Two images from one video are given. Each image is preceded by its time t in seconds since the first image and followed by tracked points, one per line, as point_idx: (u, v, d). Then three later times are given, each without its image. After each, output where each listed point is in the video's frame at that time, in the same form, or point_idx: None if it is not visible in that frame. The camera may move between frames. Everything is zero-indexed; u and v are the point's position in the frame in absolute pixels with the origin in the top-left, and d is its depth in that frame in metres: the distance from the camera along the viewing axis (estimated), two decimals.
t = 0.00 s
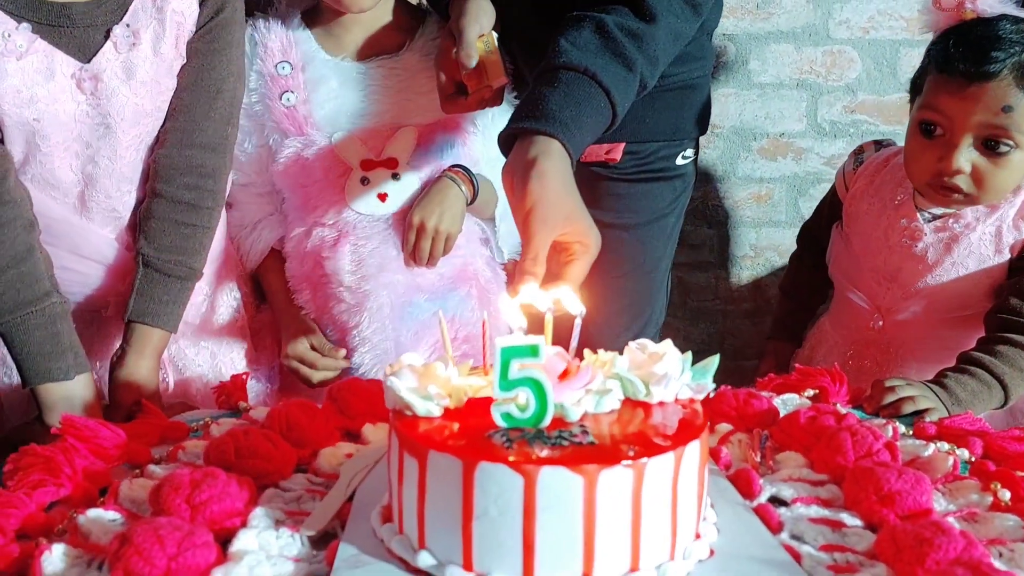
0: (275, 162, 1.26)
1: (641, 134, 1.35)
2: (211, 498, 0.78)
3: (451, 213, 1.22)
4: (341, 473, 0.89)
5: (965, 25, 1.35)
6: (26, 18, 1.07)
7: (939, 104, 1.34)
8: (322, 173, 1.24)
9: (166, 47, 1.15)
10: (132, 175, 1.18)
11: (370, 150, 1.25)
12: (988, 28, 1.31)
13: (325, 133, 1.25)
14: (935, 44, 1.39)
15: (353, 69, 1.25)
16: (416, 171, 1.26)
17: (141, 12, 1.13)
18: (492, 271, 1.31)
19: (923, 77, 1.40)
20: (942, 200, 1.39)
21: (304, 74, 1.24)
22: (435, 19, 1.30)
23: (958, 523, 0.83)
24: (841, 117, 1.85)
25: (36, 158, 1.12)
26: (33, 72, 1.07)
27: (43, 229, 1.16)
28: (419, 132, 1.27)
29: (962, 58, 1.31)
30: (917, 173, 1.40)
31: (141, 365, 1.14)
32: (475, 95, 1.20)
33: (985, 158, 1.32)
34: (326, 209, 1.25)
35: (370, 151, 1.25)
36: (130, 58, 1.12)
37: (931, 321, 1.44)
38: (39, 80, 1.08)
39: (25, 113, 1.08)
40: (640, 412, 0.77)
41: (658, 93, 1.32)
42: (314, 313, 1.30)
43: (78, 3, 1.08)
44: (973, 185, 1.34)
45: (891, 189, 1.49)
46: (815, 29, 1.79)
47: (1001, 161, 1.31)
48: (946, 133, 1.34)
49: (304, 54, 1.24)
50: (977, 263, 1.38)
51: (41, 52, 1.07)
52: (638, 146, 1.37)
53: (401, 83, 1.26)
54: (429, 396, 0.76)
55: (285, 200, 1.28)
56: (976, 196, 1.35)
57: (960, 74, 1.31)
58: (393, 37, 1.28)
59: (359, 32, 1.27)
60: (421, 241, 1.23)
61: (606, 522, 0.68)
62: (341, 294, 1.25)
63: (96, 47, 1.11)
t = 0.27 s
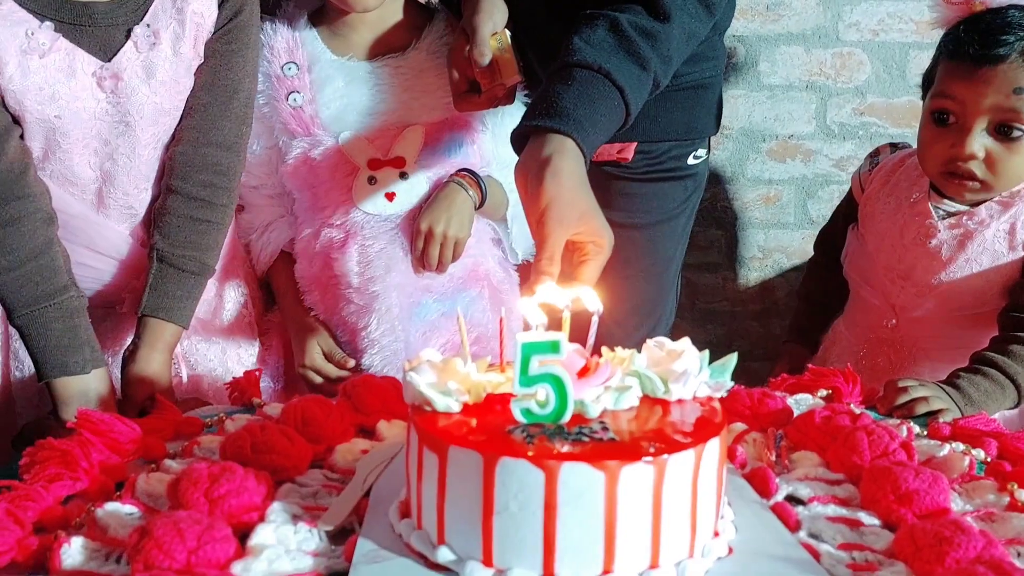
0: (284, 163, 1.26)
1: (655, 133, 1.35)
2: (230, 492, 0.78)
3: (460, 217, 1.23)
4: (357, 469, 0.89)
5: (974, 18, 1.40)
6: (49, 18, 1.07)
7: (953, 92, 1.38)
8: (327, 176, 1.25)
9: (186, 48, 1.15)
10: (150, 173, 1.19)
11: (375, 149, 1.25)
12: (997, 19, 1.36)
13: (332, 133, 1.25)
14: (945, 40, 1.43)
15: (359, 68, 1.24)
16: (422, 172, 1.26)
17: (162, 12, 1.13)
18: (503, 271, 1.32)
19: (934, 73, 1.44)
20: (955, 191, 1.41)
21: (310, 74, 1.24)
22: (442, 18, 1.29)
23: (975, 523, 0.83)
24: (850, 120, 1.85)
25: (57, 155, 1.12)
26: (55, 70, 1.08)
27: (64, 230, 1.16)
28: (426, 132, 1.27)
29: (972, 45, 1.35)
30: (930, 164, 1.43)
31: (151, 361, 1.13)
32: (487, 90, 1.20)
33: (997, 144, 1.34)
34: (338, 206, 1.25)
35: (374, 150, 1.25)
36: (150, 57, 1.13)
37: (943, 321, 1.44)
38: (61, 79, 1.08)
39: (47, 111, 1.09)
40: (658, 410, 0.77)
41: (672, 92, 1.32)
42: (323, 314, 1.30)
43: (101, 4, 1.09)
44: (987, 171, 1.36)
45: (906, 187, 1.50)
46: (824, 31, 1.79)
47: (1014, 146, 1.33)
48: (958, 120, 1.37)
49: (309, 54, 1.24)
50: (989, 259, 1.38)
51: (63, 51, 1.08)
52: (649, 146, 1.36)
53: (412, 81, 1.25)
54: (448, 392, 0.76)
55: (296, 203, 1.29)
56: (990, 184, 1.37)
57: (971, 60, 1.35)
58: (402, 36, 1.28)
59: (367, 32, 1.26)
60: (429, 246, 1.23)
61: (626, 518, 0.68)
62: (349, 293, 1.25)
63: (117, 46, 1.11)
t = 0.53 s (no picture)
0: (288, 158, 1.27)
1: (661, 134, 1.34)
2: (240, 490, 0.78)
3: (465, 216, 1.21)
4: (365, 467, 0.89)
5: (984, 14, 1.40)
6: (67, 13, 1.08)
7: (960, 87, 1.38)
8: (330, 172, 1.24)
9: (202, 46, 1.15)
10: (163, 171, 1.19)
11: (378, 144, 1.25)
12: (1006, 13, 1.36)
13: (336, 127, 1.25)
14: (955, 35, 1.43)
15: (365, 65, 1.25)
16: (427, 169, 1.25)
17: (179, 11, 1.13)
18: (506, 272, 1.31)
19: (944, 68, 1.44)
20: (962, 186, 1.41)
21: (316, 70, 1.25)
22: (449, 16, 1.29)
23: (985, 526, 0.83)
24: (856, 120, 1.85)
25: (71, 151, 1.13)
26: (72, 66, 1.08)
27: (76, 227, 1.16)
28: (430, 128, 1.26)
29: (980, 38, 1.35)
30: (938, 160, 1.43)
31: (160, 358, 1.13)
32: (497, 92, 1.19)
33: (1004, 137, 1.34)
34: (345, 203, 1.25)
35: (377, 146, 1.25)
36: (167, 56, 1.13)
37: (950, 322, 1.44)
38: (77, 75, 1.09)
39: (63, 106, 1.09)
40: (669, 411, 0.76)
41: (677, 93, 1.31)
42: (321, 313, 1.30)
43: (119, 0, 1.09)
44: (993, 166, 1.36)
45: (918, 187, 1.50)
46: (831, 32, 1.78)
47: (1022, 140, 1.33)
48: (966, 114, 1.38)
49: (315, 49, 1.25)
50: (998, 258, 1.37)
51: (80, 47, 1.08)
52: (656, 146, 1.36)
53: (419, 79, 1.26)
54: (459, 391, 0.75)
55: (299, 200, 1.29)
56: (997, 178, 1.36)
57: (978, 54, 1.35)
58: (409, 34, 1.28)
59: (373, 29, 1.27)
60: (434, 245, 1.21)
61: (638, 520, 0.68)
62: (350, 291, 1.26)
63: (134, 44, 1.12)
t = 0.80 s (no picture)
0: (277, 156, 1.25)
1: (663, 136, 1.33)
2: (239, 495, 0.77)
3: (459, 215, 1.20)
4: (366, 472, 0.88)
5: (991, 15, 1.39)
6: (70, 11, 1.06)
7: (965, 87, 1.37)
8: (320, 169, 1.23)
9: (207, 45, 1.13)
10: (165, 171, 1.18)
11: (369, 139, 1.23)
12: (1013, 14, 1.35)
13: (327, 124, 1.23)
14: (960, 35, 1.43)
15: (358, 61, 1.23)
16: (421, 167, 1.25)
17: (184, 9, 1.12)
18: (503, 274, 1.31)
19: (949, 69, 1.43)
20: (966, 188, 1.40)
21: (307, 66, 1.22)
22: (447, 13, 1.28)
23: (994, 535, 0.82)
24: (860, 122, 1.84)
25: (72, 150, 1.12)
26: (75, 64, 1.07)
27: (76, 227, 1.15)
28: (425, 125, 1.25)
29: (986, 39, 1.34)
30: (942, 160, 1.42)
31: (158, 360, 1.12)
32: (497, 94, 1.17)
33: (1009, 139, 1.33)
34: (346, 203, 1.24)
35: (368, 141, 1.23)
36: (171, 54, 1.12)
37: (955, 326, 1.43)
38: (79, 73, 1.08)
39: (65, 105, 1.08)
40: (674, 417, 0.75)
41: (680, 94, 1.30)
42: (313, 315, 1.28)
43: None
44: (996, 167, 1.35)
45: (923, 190, 1.49)
46: (835, 33, 1.77)
47: None
48: (971, 115, 1.37)
49: (306, 45, 1.22)
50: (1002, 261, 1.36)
51: (83, 45, 1.07)
52: (658, 148, 1.35)
53: (420, 78, 1.24)
54: (462, 396, 0.74)
55: (289, 197, 1.27)
56: (1000, 180, 1.35)
57: (985, 54, 1.33)
58: (406, 31, 1.27)
59: (368, 27, 1.25)
60: (428, 245, 1.20)
61: (643, 528, 0.67)
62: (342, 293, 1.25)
63: (137, 42, 1.11)
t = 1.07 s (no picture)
0: (275, 149, 1.26)
1: (667, 134, 1.33)
2: (243, 490, 0.77)
3: (458, 211, 1.20)
4: (370, 468, 0.88)
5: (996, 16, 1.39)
6: (71, 3, 1.05)
7: (970, 88, 1.37)
8: (314, 163, 1.24)
9: (209, 39, 1.12)
10: (167, 165, 1.18)
11: (369, 134, 1.23)
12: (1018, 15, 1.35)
13: (325, 117, 1.24)
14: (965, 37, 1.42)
15: (354, 53, 1.22)
16: (417, 158, 1.24)
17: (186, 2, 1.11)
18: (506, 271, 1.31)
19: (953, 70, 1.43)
20: (971, 189, 1.39)
21: (305, 58, 1.22)
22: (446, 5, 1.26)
23: (1000, 537, 0.81)
24: (864, 123, 1.83)
25: (73, 144, 1.11)
26: (76, 58, 1.06)
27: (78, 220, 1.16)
28: (422, 117, 1.24)
29: (991, 40, 1.34)
30: (946, 161, 1.41)
31: (161, 355, 1.12)
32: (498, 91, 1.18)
33: (1013, 139, 1.33)
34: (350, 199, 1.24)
35: (367, 135, 1.23)
36: (173, 48, 1.11)
37: (959, 328, 1.43)
38: (81, 67, 1.07)
39: (67, 99, 1.07)
40: (680, 416, 0.75)
41: (685, 93, 1.30)
42: (308, 310, 1.28)
43: None
44: (1000, 167, 1.34)
45: (928, 192, 1.48)
46: (841, 33, 1.77)
47: None
48: (975, 115, 1.36)
49: (304, 37, 1.22)
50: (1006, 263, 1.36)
51: (85, 38, 1.06)
52: (661, 146, 1.35)
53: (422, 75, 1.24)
54: (467, 393, 0.74)
55: (289, 193, 1.27)
56: (1005, 181, 1.35)
57: (990, 55, 1.34)
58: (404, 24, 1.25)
59: (366, 20, 1.24)
60: (428, 244, 1.19)
61: (649, 527, 0.66)
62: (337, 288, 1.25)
63: (140, 35, 1.10)
